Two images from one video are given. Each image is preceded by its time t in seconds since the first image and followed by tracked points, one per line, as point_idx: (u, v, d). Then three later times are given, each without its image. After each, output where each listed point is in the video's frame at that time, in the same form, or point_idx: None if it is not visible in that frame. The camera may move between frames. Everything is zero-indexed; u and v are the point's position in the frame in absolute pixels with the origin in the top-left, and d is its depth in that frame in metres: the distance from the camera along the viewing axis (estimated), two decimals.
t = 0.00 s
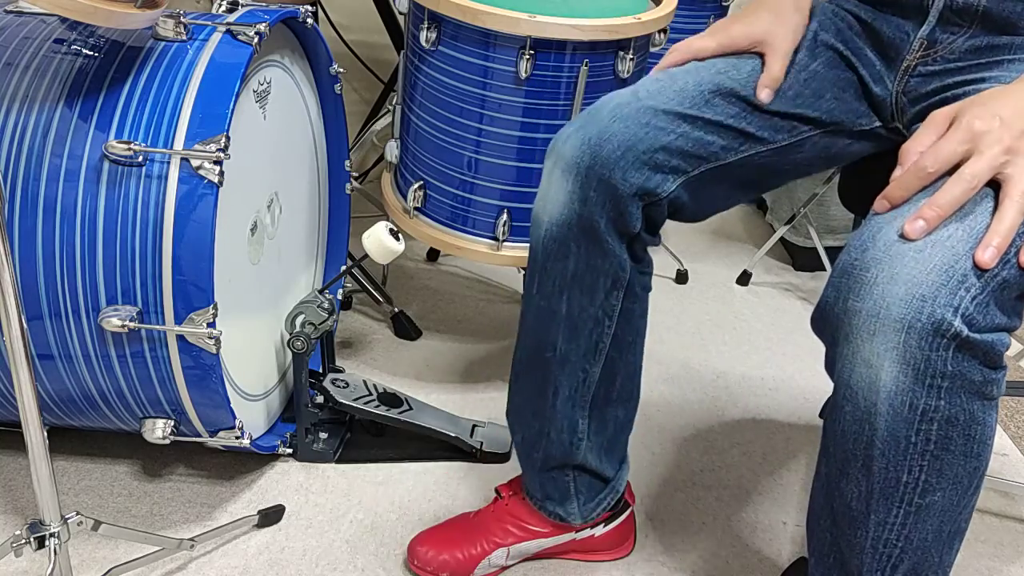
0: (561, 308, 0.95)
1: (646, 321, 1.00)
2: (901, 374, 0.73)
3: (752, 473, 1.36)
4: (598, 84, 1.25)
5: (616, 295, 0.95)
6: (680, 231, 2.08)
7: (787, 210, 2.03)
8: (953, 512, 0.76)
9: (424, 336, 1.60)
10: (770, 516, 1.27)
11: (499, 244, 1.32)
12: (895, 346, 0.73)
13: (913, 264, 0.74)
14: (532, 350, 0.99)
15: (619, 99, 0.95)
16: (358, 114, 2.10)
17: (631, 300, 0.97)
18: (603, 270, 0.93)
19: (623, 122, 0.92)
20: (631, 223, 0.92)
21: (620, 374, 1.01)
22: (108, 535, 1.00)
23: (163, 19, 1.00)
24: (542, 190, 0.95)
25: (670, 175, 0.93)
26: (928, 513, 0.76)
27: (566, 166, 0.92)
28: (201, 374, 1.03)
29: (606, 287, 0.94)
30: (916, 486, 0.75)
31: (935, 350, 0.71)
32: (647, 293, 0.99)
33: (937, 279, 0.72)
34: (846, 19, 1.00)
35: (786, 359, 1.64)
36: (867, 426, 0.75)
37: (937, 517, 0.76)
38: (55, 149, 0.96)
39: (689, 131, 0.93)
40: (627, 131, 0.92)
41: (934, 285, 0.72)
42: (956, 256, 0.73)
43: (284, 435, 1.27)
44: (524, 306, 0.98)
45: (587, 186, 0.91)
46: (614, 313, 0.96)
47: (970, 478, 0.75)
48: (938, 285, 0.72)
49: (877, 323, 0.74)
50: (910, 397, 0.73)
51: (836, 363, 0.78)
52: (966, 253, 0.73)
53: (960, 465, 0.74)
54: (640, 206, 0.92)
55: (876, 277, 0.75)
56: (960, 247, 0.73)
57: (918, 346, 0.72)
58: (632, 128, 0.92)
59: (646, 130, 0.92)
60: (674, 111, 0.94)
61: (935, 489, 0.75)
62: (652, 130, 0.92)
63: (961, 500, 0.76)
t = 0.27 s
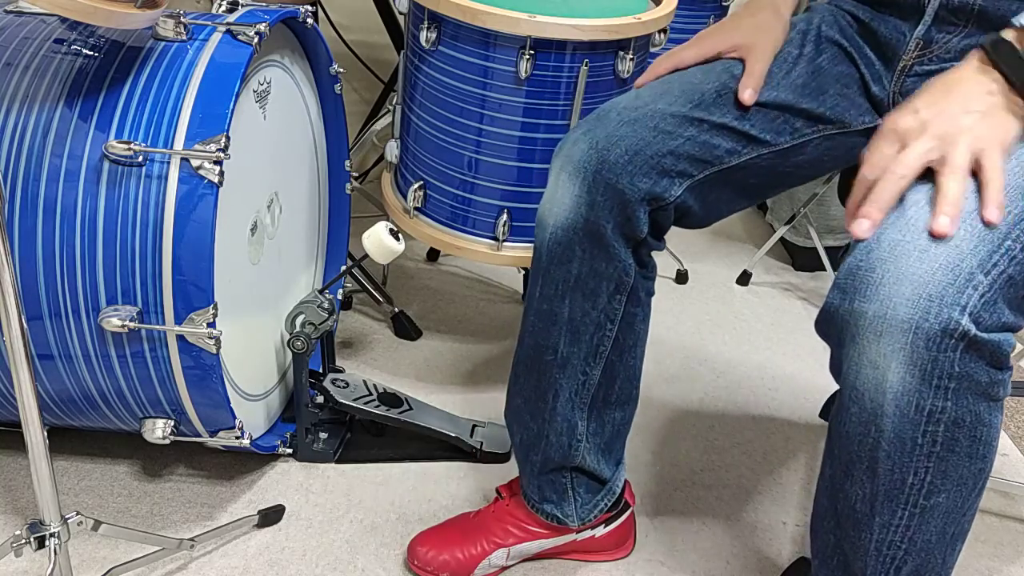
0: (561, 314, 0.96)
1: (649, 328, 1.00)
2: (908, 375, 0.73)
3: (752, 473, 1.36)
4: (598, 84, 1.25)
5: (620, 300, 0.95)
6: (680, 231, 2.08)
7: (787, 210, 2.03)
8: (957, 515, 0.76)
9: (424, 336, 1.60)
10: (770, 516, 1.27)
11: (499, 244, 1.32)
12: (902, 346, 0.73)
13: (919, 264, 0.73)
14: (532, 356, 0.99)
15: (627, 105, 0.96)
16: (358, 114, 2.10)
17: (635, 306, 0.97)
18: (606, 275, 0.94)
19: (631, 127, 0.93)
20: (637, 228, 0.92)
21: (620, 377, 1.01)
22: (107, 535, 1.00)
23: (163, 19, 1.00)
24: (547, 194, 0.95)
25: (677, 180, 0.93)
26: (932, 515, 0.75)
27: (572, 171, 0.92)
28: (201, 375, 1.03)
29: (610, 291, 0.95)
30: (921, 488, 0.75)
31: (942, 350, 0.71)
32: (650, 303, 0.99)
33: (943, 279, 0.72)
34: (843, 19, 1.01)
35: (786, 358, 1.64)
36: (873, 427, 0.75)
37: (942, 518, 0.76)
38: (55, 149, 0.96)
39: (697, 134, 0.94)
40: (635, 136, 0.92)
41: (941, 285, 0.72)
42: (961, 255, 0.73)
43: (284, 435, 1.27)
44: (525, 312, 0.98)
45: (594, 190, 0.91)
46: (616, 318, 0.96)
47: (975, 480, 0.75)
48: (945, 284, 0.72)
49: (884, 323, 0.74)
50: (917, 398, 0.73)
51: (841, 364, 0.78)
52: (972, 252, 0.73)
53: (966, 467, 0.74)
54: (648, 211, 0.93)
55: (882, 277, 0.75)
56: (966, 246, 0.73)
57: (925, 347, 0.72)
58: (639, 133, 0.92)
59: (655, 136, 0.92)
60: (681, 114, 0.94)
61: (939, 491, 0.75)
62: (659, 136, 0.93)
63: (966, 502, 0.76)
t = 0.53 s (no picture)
0: (565, 314, 0.96)
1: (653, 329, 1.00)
2: (933, 379, 0.73)
3: (751, 473, 1.36)
4: (598, 84, 1.25)
5: (625, 300, 0.96)
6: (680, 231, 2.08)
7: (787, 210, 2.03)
8: (972, 517, 0.76)
9: (424, 337, 1.60)
10: (770, 516, 1.27)
11: (500, 244, 1.32)
12: (928, 350, 0.72)
13: (945, 267, 0.73)
14: (535, 355, 0.99)
15: (636, 104, 0.96)
16: (358, 114, 2.10)
17: (639, 306, 0.97)
18: (613, 274, 0.94)
19: (640, 126, 0.93)
20: (645, 227, 0.92)
21: (624, 377, 1.01)
22: (108, 536, 1.00)
23: (163, 19, 1.00)
24: (554, 192, 0.95)
25: (685, 180, 0.93)
26: (947, 519, 0.76)
27: (581, 169, 0.93)
28: (201, 375, 1.03)
29: (614, 291, 0.95)
30: (939, 492, 0.75)
31: (968, 355, 0.71)
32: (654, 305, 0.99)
33: (970, 283, 0.72)
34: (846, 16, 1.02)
35: (786, 358, 1.64)
36: (895, 431, 0.75)
37: (956, 522, 0.76)
38: (55, 149, 0.96)
39: (704, 134, 0.93)
40: (643, 135, 0.92)
41: (967, 289, 0.72)
42: (987, 259, 0.73)
43: (284, 435, 1.27)
44: (529, 311, 0.99)
45: (603, 189, 0.91)
46: (620, 317, 0.97)
47: (990, 484, 0.75)
48: (972, 288, 0.72)
49: (909, 327, 0.73)
50: (941, 403, 0.73)
51: (862, 367, 0.78)
52: (997, 256, 0.73)
53: (984, 471, 0.74)
54: (655, 211, 0.93)
55: (908, 281, 0.74)
56: (991, 249, 0.73)
57: (951, 352, 0.72)
58: (647, 132, 0.92)
59: (663, 135, 0.92)
60: (688, 114, 0.94)
61: (956, 495, 0.75)
62: (668, 135, 0.92)
63: (981, 506, 0.76)
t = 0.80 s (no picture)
0: (564, 315, 0.96)
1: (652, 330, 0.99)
2: (927, 374, 0.73)
3: (751, 473, 1.36)
4: (598, 84, 1.25)
5: (622, 302, 0.96)
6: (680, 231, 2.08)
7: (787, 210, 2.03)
8: (968, 514, 0.76)
9: (424, 336, 1.60)
10: (770, 516, 1.27)
11: (500, 244, 1.32)
12: (922, 346, 0.73)
13: (938, 263, 0.73)
14: (535, 355, 0.99)
15: (626, 106, 0.96)
16: (358, 114, 2.10)
17: (636, 308, 0.97)
18: (609, 276, 0.94)
19: (630, 127, 0.93)
20: (642, 228, 0.92)
21: (623, 379, 1.01)
22: (108, 535, 1.00)
23: (163, 19, 1.00)
24: (552, 198, 0.96)
25: (679, 179, 0.93)
26: (943, 515, 0.76)
27: (573, 172, 0.93)
28: (201, 375, 1.03)
29: (613, 291, 0.95)
30: (934, 488, 0.75)
31: (961, 350, 0.71)
32: (653, 307, 0.99)
33: (962, 278, 0.72)
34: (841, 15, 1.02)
35: (786, 358, 1.64)
36: (889, 427, 0.75)
37: (952, 518, 0.76)
38: (55, 149, 0.96)
39: (693, 133, 0.94)
40: (634, 136, 0.92)
41: (960, 284, 0.72)
42: (979, 254, 0.73)
43: (284, 435, 1.27)
44: (529, 312, 0.99)
45: (596, 191, 0.92)
46: (619, 318, 0.97)
47: (986, 480, 0.75)
48: (964, 283, 0.72)
49: (903, 323, 0.73)
50: (935, 398, 0.73)
51: (857, 363, 0.78)
52: (989, 250, 0.73)
53: (979, 467, 0.74)
54: (651, 211, 0.93)
55: (901, 277, 0.74)
56: (983, 244, 0.73)
57: (944, 346, 0.72)
58: (639, 133, 0.93)
59: (652, 135, 0.92)
60: (679, 113, 0.94)
61: (952, 491, 0.75)
62: (658, 134, 0.93)
63: (977, 503, 0.76)
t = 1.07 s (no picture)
0: (563, 310, 0.96)
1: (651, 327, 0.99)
2: (929, 376, 0.73)
3: (751, 473, 1.36)
4: (598, 84, 1.25)
5: (621, 297, 0.96)
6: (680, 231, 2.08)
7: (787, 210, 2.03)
8: (970, 515, 0.76)
9: (424, 337, 1.60)
10: (770, 516, 1.27)
11: (500, 244, 1.32)
12: (924, 347, 0.72)
13: (940, 264, 0.73)
14: (534, 353, 1.00)
15: (630, 101, 0.97)
16: (358, 114, 2.10)
17: (636, 304, 0.97)
18: (610, 271, 0.94)
19: (634, 121, 0.93)
20: (641, 223, 0.92)
21: (620, 376, 1.00)
22: (108, 535, 1.00)
23: (163, 19, 1.00)
24: (552, 189, 0.96)
25: (680, 176, 0.93)
26: (945, 516, 0.76)
27: (575, 164, 0.93)
28: (201, 375, 1.03)
29: (612, 287, 0.95)
30: (936, 489, 0.75)
31: (963, 352, 0.71)
32: (653, 303, 0.99)
33: (964, 280, 0.72)
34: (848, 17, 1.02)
35: (786, 359, 1.64)
36: (892, 429, 0.75)
37: (954, 519, 0.76)
38: (55, 149, 0.96)
39: (698, 131, 0.93)
40: (638, 130, 0.92)
41: (962, 285, 0.72)
42: (981, 256, 0.73)
43: (284, 435, 1.27)
44: (529, 307, 0.99)
45: (598, 184, 0.92)
46: (617, 314, 0.96)
47: (989, 481, 0.75)
48: (966, 285, 0.72)
49: (905, 324, 0.73)
50: (937, 400, 0.73)
51: (859, 365, 0.78)
52: (991, 252, 0.73)
53: (981, 468, 0.74)
54: (651, 206, 0.92)
55: (902, 279, 0.74)
56: (985, 245, 0.73)
57: (947, 348, 0.72)
58: (642, 127, 0.93)
59: (658, 129, 0.92)
60: (683, 111, 0.95)
61: (954, 492, 0.75)
62: (662, 130, 0.92)
63: (979, 504, 0.76)
